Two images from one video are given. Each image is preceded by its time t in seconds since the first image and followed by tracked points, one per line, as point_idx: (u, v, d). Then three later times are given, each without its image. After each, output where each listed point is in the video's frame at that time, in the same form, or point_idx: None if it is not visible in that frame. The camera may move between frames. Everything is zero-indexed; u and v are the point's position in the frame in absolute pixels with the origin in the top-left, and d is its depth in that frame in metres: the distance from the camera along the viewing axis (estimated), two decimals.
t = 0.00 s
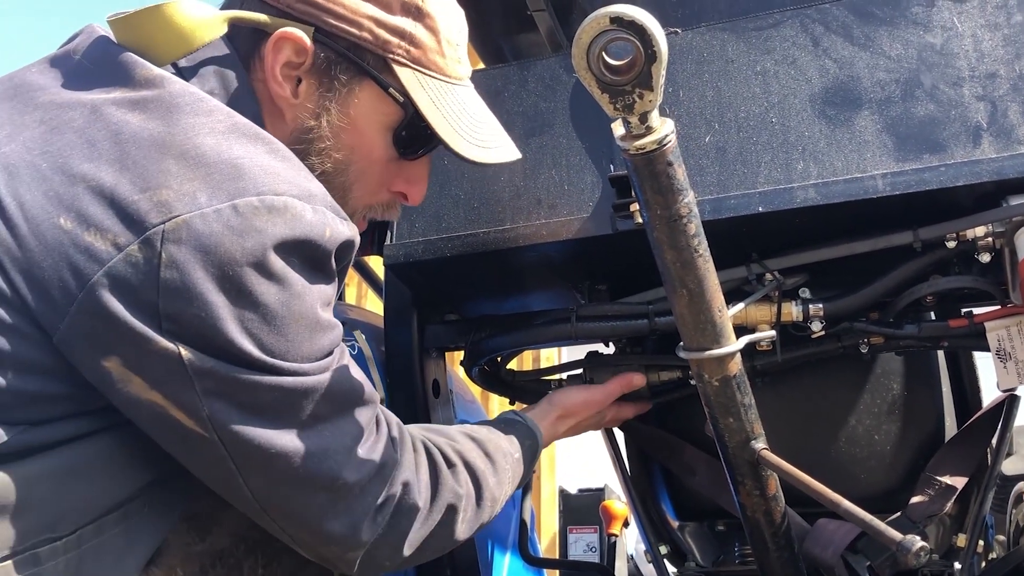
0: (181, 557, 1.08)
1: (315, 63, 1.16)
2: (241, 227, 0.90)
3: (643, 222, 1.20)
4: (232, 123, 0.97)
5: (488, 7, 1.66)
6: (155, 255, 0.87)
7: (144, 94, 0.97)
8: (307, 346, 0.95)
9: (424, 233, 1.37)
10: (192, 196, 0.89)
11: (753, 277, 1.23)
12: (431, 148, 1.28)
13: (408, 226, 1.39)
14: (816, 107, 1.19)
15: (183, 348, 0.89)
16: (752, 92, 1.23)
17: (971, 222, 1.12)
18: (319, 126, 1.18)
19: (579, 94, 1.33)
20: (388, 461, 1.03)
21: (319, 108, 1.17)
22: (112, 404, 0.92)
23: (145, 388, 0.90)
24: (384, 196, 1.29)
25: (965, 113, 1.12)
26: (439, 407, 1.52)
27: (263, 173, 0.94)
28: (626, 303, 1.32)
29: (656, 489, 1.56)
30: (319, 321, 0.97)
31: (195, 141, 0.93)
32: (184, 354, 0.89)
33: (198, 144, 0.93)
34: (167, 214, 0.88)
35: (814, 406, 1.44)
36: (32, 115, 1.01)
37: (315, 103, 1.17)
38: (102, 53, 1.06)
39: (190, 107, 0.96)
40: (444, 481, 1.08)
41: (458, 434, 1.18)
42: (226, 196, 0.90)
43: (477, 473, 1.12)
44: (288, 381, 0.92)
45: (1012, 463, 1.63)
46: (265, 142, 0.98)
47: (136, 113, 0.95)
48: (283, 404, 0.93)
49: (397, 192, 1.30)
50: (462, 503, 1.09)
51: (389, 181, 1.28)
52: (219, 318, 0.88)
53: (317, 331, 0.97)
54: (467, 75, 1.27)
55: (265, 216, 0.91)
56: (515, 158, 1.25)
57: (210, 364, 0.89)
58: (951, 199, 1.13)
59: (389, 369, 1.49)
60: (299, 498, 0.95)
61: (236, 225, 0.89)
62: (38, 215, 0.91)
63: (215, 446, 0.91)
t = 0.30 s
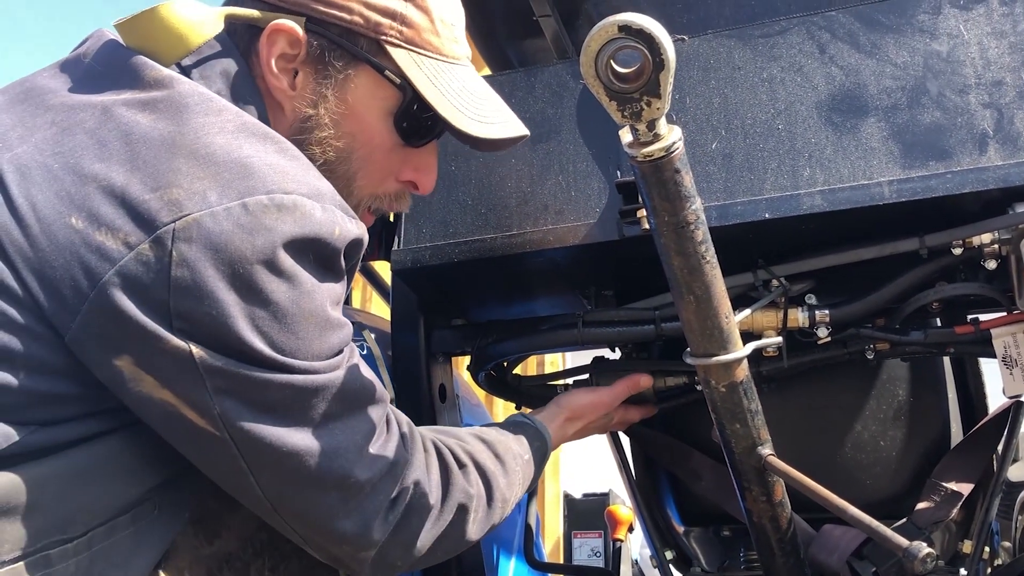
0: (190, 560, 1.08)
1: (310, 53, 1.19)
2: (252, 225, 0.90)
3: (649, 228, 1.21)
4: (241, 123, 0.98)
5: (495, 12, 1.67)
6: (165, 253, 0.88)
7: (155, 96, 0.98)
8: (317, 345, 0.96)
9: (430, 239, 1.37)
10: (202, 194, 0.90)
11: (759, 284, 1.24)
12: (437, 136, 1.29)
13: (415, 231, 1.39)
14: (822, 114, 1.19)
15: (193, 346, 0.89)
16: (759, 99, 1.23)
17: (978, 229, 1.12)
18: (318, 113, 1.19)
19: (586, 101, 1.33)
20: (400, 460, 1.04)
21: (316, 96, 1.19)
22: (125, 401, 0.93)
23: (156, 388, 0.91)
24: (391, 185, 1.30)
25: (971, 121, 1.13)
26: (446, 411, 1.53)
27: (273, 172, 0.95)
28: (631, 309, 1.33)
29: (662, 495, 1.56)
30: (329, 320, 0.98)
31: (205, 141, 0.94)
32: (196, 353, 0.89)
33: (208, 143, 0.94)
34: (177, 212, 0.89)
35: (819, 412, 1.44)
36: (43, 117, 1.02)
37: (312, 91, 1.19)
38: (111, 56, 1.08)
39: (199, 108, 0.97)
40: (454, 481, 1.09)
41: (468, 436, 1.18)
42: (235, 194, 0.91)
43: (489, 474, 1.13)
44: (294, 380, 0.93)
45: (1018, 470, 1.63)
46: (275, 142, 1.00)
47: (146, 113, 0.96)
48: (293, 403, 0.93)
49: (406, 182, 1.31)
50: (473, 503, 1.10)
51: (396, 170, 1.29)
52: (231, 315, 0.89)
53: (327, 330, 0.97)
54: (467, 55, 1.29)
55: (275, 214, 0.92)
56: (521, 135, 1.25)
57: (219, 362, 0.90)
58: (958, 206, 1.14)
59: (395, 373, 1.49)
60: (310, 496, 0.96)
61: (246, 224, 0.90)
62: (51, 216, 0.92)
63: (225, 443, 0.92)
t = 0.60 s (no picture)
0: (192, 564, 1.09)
1: (304, 42, 1.20)
2: (211, 219, 0.84)
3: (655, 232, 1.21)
4: (224, 126, 0.95)
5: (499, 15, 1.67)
6: (118, 238, 0.82)
7: (142, 98, 0.97)
8: (272, 371, 0.86)
9: (436, 243, 1.38)
10: (168, 185, 0.86)
11: (765, 289, 1.24)
12: (438, 123, 1.28)
13: (421, 236, 1.40)
14: (827, 119, 1.20)
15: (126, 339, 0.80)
16: (764, 105, 1.23)
17: (984, 234, 1.12)
18: (314, 101, 1.18)
19: (592, 106, 1.34)
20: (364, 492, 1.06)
21: (311, 84, 1.18)
22: (82, 424, 0.89)
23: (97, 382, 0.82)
24: (395, 172, 1.28)
25: (976, 126, 1.13)
26: (450, 415, 1.53)
27: (247, 172, 0.90)
28: (636, 313, 1.33)
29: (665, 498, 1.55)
30: (289, 344, 0.87)
31: (182, 138, 0.91)
32: (127, 348, 0.80)
33: (184, 141, 0.91)
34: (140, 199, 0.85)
35: (824, 418, 1.44)
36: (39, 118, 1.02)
37: (306, 80, 1.18)
38: (111, 61, 1.08)
39: (184, 110, 0.95)
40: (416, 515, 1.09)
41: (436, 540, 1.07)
42: (203, 188, 0.87)
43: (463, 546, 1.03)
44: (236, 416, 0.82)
45: None
46: (256, 145, 0.95)
47: (130, 114, 0.96)
48: (220, 438, 0.81)
49: (409, 170, 1.30)
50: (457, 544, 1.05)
51: (399, 157, 1.27)
52: (187, 324, 0.80)
53: (285, 357, 0.87)
54: (463, 39, 1.28)
55: (239, 212, 0.86)
56: (520, 114, 1.25)
57: (152, 365, 0.79)
58: (964, 212, 1.14)
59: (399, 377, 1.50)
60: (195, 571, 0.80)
61: (206, 217, 0.84)
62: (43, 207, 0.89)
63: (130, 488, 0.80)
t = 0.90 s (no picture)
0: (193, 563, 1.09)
1: (296, 25, 1.21)
2: (192, 173, 0.83)
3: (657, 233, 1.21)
4: (206, 94, 0.94)
5: (501, 15, 1.67)
6: (101, 207, 0.83)
7: (129, 76, 0.98)
8: (261, 330, 0.79)
9: (439, 243, 1.38)
10: (147, 151, 0.86)
11: (768, 289, 1.24)
12: (437, 107, 1.27)
13: (423, 235, 1.40)
14: (832, 120, 1.19)
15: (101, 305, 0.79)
16: (768, 105, 1.23)
17: (987, 235, 1.12)
18: (305, 80, 1.18)
19: (595, 106, 1.33)
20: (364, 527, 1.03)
21: (301, 65, 1.19)
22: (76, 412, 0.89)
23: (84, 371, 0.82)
24: (393, 155, 1.27)
25: (981, 127, 1.13)
26: (452, 416, 1.52)
27: (229, 131, 0.89)
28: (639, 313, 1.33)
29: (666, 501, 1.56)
30: (282, 305, 0.81)
31: (164, 107, 0.91)
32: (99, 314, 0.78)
33: (166, 108, 0.90)
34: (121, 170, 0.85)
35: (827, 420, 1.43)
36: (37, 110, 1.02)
37: (297, 59, 1.19)
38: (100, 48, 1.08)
39: (168, 82, 0.95)
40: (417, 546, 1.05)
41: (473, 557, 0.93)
42: (183, 148, 0.86)
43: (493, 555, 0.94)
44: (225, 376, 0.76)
45: None
46: (238, 112, 0.94)
47: (118, 92, 0.96)
48: (203, 403, 0.74)
49: (408, 154, 1.29)
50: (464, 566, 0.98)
51: (398, 141, 1.26)
52: (169, 280, 0.76)
53: (280, 320, 0.81)
54: (461, 20, 1.27)
55: (220, 163, 0.85)
56: (520, 93, 1.23)
57: (128, 332, 0.76)
58: (967, 212, 1.14)
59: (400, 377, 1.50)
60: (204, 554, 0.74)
61: (186, 172, 0.83)
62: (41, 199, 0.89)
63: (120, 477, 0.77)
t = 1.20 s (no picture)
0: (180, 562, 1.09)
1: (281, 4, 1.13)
2: (237, 119, 0.74)
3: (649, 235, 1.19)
4: (224, 52, 0.84)
5: (491, 12, 1.65)
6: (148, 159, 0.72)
7: (140, 38, 0.87)
8: (328, 241, 0.74)
9: (430, 244, 1.38)
10: (184, 104, 0.75)
11: (759, 292, 1.24)
12: (426, 88, 1.26)
13: (415, 236, 1.39)
14: (824, 123, 1.19)
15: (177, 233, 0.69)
16: (760, 108, 1.23)
17: (978, 240, 1.12)
18: (295, 61, 1.13)
19: (587, 106, 1.32)
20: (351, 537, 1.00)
21: (287, 44, 1.13)
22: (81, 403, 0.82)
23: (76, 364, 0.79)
24: (385, 135, 1.25)
25: (972, 132, 1.13)
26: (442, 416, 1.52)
27: (260, 81, 0.81)
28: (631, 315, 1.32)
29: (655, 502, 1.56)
30: (334, 222, 0.77)
31: (188, 62, 0.80)
32: (179, 243, 0.69)
33: (190, 63, 0.80)
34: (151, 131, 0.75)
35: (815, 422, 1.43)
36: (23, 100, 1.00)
37: (284, 40, 1.12)
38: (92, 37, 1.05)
39: (183, 41, 0.84)
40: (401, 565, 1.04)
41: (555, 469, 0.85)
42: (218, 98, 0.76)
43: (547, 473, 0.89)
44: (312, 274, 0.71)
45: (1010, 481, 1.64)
46: (258, 70, 0.85)
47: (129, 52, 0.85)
48: (307, 293, 0.69)
49: (398, 134, 1.27)
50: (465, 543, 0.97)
51: (388, 122, 1.25)
52: (239, 204, 0.69)
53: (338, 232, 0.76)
54: None
55: (262, 106, 0.76)
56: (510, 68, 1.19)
57: (208, 251, 0.68)
58: (959, 216, 1.14)
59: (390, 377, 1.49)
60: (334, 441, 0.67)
61: (231, 118, 0.74)
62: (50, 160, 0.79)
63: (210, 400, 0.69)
